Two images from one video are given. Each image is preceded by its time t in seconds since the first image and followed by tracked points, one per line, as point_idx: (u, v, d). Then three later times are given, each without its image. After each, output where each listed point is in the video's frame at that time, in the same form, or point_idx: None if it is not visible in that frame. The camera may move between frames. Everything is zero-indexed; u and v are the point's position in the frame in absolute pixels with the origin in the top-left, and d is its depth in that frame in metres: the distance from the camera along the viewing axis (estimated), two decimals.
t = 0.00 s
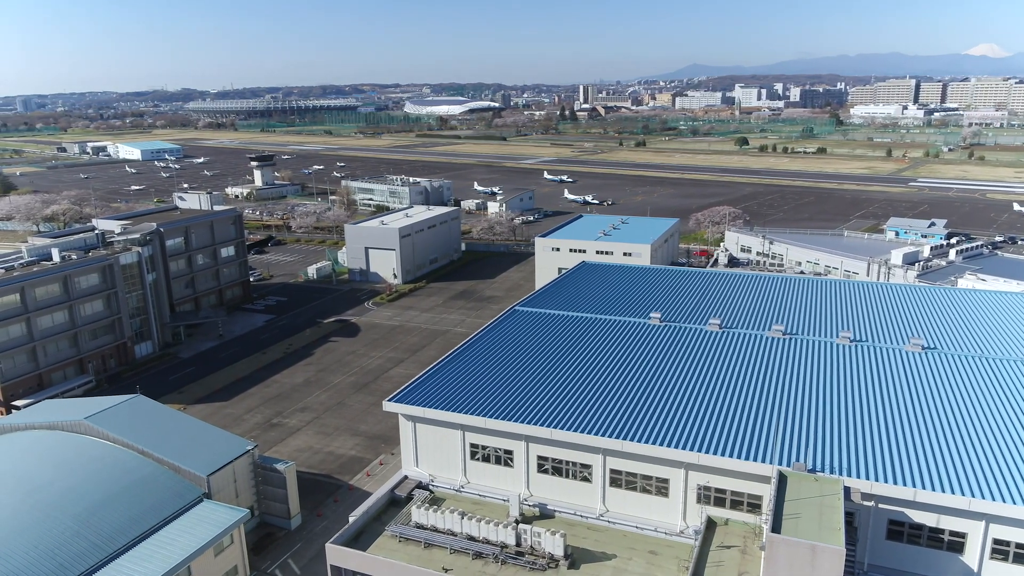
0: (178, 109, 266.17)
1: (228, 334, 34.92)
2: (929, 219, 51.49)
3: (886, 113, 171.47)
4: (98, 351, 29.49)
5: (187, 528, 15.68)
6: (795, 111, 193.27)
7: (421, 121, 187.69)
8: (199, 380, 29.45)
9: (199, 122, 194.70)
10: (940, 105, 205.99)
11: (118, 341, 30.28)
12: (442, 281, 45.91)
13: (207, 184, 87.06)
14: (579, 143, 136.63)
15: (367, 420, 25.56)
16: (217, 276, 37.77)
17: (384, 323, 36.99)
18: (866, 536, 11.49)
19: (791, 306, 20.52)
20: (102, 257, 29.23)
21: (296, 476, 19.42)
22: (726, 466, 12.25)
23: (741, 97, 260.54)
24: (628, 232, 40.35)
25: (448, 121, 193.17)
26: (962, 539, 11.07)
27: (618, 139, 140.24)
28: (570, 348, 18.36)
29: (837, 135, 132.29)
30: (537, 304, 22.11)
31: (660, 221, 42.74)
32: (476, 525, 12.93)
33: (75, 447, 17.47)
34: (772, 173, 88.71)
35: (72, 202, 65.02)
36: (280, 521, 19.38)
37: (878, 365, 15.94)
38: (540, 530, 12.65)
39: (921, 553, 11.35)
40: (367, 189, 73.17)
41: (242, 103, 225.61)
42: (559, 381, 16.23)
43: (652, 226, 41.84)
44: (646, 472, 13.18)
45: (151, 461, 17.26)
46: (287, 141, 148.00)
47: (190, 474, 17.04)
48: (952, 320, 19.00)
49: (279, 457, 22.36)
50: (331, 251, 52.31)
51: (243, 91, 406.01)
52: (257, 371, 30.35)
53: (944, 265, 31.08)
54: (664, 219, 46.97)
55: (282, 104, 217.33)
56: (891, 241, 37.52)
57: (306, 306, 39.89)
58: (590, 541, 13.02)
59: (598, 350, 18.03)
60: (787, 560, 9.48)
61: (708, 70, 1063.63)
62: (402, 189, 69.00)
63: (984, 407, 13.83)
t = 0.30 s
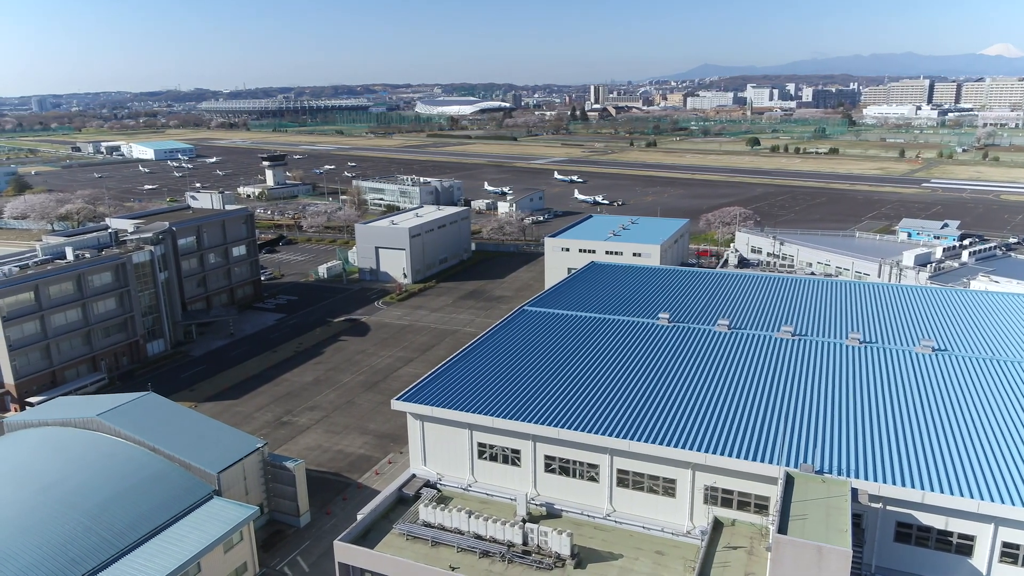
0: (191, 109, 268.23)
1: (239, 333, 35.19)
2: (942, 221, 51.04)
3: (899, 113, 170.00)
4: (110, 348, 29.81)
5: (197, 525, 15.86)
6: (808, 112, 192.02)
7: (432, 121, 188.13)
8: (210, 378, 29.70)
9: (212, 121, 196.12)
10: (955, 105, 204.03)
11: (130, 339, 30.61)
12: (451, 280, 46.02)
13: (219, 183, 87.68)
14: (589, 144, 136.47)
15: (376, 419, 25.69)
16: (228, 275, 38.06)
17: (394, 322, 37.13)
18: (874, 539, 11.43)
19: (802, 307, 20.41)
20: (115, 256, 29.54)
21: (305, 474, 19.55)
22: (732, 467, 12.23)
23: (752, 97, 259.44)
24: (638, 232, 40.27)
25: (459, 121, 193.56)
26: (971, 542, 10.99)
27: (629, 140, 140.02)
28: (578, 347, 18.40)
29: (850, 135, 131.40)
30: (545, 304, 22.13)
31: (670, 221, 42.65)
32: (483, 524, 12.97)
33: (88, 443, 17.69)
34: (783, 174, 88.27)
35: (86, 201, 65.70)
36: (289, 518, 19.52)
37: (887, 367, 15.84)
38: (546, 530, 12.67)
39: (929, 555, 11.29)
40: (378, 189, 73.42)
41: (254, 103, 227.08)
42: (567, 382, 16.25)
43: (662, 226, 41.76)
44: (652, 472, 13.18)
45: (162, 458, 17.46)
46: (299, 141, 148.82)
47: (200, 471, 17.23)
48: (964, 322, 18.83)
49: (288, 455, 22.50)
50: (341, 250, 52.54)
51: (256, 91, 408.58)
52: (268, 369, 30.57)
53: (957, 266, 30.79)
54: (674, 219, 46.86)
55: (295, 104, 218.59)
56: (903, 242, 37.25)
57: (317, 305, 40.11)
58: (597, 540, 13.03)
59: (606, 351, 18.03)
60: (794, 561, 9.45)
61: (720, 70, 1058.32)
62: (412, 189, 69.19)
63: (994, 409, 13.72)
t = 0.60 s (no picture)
0: (204, 109, 269.99)
1: (250, 331, 35.47)
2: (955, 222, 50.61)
3: (913, 113, 168.62)
4: (123, 346, 30.13)
5: (207, 521, 16.03)
6: (821, 112, 190.84)
7: (443, 121, 188.41)
8: (221, 376, 29.96)
9: (225, 121, 197.33)
10: (969, 105, 202.07)
11: (143, 337, 30.92)
12: (461, 280, 46.10)
13: (231, 183, 88.20)
14: (600, 144, 136.19)
15: (386, 418, 25.81)
16: (240, 273, 38.34)
17: (404, 322, 37.28)
18: (880, 539, 11.38)
19: (811, 307, 20.34)
20: (128, 254, 29.82)
21: (315, 471, 19.69)
22: (739, 466, 12.22)
23: (764, 96, 258.11)
24: (648, 233, 40.19)
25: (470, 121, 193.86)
26: (980, 544, 10.92)
27: (640, 140, 139.71)
28: (586, 347, 18.42)
29: (863, 136, 130.48)
30: (555, 304, 22.17)
31: (680, 221, 42.57)
32: (490, 521, 13.03)
33: (100, 439, 17.91)
34: (795, 174, 87.80)
35: (100, 200, 66.31)
36: (299, 515, 19.68)
37: (897, 368, 15.74)
38: (553, 528, 12.71)
39: (937, 556, 11.23)
40: (389, 189, 73.67)
41: (266, 103, 228.29)
42: (575, 380, 16.29)
43: (672, 226, 41.68)
44: (659, 471, 13.20)
45: (174, 454, 17.66)
46: (310, 141, 149.52)
47: (211, 467, 17.41)
48: (974, 323, 18.68)
49: (298, 452, 22.66)
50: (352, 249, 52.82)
51: (268, 91, 410.80)
52: (278, 368, 30.79)
53: (970, 267, 30.48)
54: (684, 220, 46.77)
55: (307, 104, 219.64)
56: (915, 243, 36.98)
57: (327, 304, 40.33)
58: (603, 539, 13.06)
59: (614, 350, 18.02)
60: (800, 561, 9.44)
61: (732, 70, 1053.20)
62: (423, 189, 69.36)
63: (1004, 410, 13.64)
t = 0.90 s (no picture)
0: (216, 109, 271.69)
1: (261, 330, 35.75)
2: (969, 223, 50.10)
3: (927, 113, 167.16)
4: (136, 343, 30.44)
5: (217, 517, 16.20)
6: (833, 112, 189.46)
7: (454, 121, 188.65)
8: (232, 373, 30.23)
9: (238, 121, 198.54)
10: (984, 105, 199.95)
11: (155, 335, 31.23)
12: (470, 280, 46.20)
13: (243, 182, 88.78)
14: (611, 144, 135.95)
15: (395, 416, 25.94)
16: (251, 272, 38.63)
17: (413, 321, 37.42)
18: (888, 540, 11.34)
19: (821, 308, 20.26)
20: (141, 253, 30.11)
21: (324, 469, 19.83)
22: (746, 466, 12.22)
23: (776, 96, 256.73)
24: (658, 233, 40.12)
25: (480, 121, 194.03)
26: (988, 545, 10.86)
27: (651, 140, 139.37)
28: (594, 346, 18.44)
29: (876, 136, 129.45)
30: (563, 303, 22.20)
31: (690, 221, 42.45)
32: (497, 519, 13.10)
33: (112, 436, 18.13)
34: (807, 175, 87.30)
35: (113, 199, 66.93)
36: (308, 512, 19.82)
37: (907, 369, 15.66)
38: (560, 526, 12.75)
39: (945, 558, 11.17)
40: (399, 189, 73.91)
41: (278, 103, 229.55)
42: (583, 380, 16.33)
43: (682, 226, 41.57)
44: (666, 471, 13.21)
45: (185, 451, 17.85)
46: (322, 141, 150.19)
47: (222, 464, 17.59)
48: (985, 324, 18.56)
49: (308, 450, 22.85)
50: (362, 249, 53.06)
51: (280, 91, 412.98)
52: (289, 366, 31.02)
53: (983, 268, 30.17)
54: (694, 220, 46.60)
55: (319, 104, 220.61)
56: (928, 244, 36.66)
57: (338, 303, 40.57)
58: (610, 538, 13.09)
59: (622, 350, 18.02)
60: (806, 561, 9.45)
61: (744, 70, 1047.86)
62: (433, 189, 69.55)
63: (1014, 412, 13.54)
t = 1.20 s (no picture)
0: (228, 109, 273.43)
1: (271, 328, 36.01)
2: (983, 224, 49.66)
3: (940, 113, 165.75)
4: (148, 341, 30.74)
5: (225, 514, 16.36)
6: (846, 113, 188.18)
7: (464, 121, 188.92)
8: (242, 371, 30.48)
9: (249, 121, 199.71)
10: (999, 105, 198.05)
11: (167, 333, 31.53)
12: (480, 280, 46.29)
13: (254, 182, 89.29)
14: (621, 144, 135.70)
15: (404, 415, 26.07)
16: (262, 271, 38.89)
17: (422, 320, 37.56)
18: (895, 540, 11.29)
19: (830, 308, 20.18)
20: (153, 251, 30.40)
21: (332, 466, 19.97)
22: (752, 466, 12.22)
23: (788, 96, 255.52)
24: (667, 233, 40.06)
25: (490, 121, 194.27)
26: (995, 547, 10.79)
27: (662, 140, 139.04)
28: (601, 346, 18.46)
29: (888, 137, 128.57)
30: (571, 303, 22.22)
31: (700, 222, 42.39)
32: (504, 517, 13.16)
33: (124, 432, 18.34)
34: (818, 175, 86.84)
35: (126, 199, 67.50)
36: (316, 509, 19.96)
37: (916, 370, 15.58)
38: (566, 524, 12.80)
39: (952, 559, 11.12)
40: (409, 188, 74.13)
41: (289, 103, 230.70)
42: (590, 379, 16.35)
43: (692, 226, 41.50)
44: (673, 470, 13.21)
45: (195, 448, 18.04)
46: (333, 141, 150.77)
47: (231, 461, 17.75)
48: (999, 326, 18.37)
49: (317, 447, 23.01)
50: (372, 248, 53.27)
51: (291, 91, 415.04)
52: (298, 364, 31.23)
53: (995, 270, 29.90)
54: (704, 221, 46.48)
55: (330, 104, 221.50)
56: (940, 245, 36.40)
57: (347, 302, 40.79)
58: (616, 536, 13.10)
59: (629, 350, 18.04)
60: (810, 560, 9.45)
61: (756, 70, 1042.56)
62: (444, 189, 69.72)
63: None
